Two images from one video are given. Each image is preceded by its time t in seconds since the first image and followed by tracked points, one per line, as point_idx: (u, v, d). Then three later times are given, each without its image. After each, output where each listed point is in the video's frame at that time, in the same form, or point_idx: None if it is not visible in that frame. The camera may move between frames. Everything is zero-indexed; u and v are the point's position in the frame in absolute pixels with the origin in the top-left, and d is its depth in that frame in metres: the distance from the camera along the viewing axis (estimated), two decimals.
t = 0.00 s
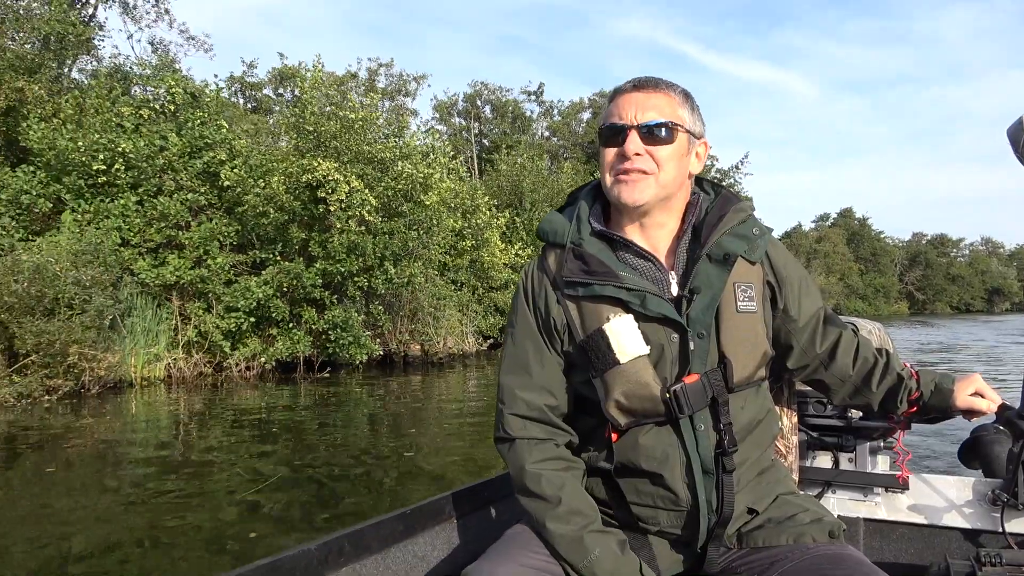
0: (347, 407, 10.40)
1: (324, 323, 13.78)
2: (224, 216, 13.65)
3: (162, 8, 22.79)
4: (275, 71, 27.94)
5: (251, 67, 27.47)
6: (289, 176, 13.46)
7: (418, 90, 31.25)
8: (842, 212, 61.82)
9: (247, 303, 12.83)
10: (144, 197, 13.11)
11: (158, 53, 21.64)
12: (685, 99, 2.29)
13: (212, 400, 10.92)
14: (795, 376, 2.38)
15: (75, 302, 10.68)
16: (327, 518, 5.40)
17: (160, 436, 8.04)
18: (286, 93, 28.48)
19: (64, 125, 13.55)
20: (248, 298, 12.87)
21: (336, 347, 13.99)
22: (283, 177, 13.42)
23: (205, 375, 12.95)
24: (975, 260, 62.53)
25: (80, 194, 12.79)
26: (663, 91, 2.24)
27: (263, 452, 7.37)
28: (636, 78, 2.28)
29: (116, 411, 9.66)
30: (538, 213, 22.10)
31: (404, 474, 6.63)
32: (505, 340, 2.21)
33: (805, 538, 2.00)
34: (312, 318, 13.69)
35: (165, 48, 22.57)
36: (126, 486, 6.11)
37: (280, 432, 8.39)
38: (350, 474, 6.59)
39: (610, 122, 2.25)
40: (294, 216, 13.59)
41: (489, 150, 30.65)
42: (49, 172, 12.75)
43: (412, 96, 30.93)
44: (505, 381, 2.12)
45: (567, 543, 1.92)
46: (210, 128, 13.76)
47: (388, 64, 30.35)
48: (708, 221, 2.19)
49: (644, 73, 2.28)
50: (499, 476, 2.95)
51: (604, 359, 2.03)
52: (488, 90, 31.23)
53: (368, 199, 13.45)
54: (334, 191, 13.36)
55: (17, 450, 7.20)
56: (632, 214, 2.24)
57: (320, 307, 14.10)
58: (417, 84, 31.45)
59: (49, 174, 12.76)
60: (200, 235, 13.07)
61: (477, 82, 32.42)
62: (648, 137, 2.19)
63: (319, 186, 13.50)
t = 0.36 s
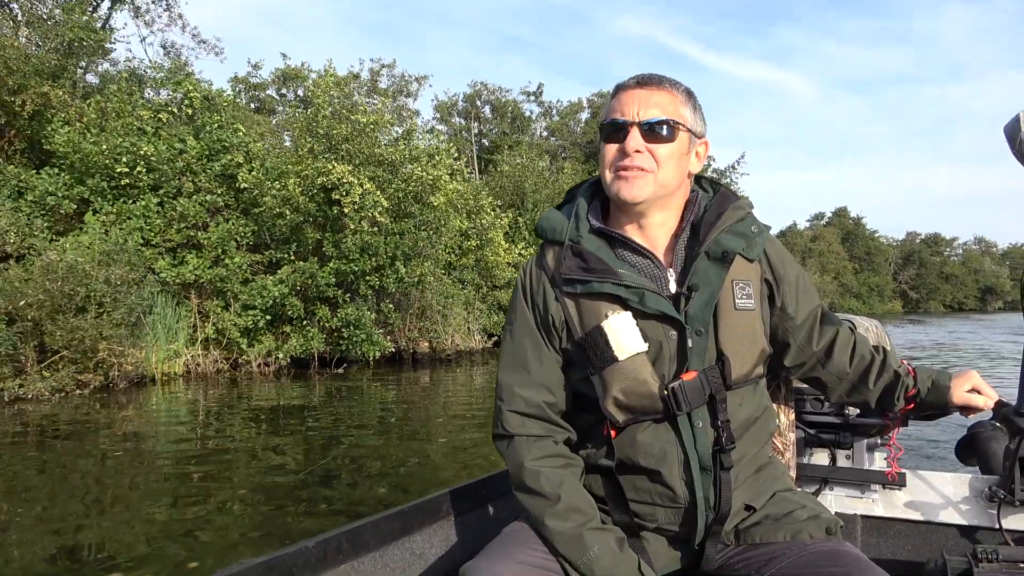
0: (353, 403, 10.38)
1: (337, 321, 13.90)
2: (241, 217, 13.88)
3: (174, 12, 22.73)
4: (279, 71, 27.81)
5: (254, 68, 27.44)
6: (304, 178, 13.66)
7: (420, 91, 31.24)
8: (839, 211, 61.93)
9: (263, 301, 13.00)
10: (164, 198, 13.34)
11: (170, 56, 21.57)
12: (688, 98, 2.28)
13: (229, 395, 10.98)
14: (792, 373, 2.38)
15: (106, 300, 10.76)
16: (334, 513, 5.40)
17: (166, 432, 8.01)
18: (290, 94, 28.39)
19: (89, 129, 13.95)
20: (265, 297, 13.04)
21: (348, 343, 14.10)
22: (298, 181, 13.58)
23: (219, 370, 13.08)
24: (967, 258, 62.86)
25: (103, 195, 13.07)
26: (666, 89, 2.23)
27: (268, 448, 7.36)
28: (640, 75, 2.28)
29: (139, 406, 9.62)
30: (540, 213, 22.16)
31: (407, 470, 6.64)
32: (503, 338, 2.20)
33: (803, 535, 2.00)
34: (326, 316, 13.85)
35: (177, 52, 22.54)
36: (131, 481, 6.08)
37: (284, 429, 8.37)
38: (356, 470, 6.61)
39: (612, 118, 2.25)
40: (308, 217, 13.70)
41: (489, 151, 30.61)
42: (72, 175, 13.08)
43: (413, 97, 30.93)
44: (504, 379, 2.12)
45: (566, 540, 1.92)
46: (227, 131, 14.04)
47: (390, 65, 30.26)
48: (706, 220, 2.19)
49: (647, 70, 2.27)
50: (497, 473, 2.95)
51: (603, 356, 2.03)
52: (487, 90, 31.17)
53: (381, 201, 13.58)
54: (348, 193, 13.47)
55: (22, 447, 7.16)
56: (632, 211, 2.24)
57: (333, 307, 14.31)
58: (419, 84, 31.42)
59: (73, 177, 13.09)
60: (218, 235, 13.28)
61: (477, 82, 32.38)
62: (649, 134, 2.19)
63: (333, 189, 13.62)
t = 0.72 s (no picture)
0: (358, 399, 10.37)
1: (351, 318, 14.15)
2: (257, 217, 14.03)
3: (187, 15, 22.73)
4: (283, 69, 27.65)
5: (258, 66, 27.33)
6: (320, 179, 13.64)
7: (421, 90, 31.14)
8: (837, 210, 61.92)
9: (280, 298, 13.23)
10: (185, 198, 13.32)
11: (183, 59, 21.48)
12: (690, 94, 2.28)
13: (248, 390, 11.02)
14: (792, 370, 2.38)
15: (135, 295, 11.12)
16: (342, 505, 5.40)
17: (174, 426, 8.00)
18: (293, 93, 28.26)
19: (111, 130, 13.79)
20: (281, 294, 13.26)
21: (361, 339, 14.32)
22: (314, 181, 13.61)
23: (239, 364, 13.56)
24: (962, 257, 63.00)
25: (125, 196, 13.03)
26: (667, 83, 2.23)
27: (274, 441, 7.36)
28: (642, 70, 2.27)
29: (155, 399, 9.84)
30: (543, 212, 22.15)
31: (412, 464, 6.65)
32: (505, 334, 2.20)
33: (804, 531, 2.00)
34: (340, 312, 14.05)
35: (188, 54, 22.47)
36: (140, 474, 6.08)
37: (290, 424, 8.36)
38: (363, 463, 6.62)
39: (614, 112, 2.24)
40: (323, 217, 13.77)
41: (490, 149, 30.52)
42: (96, 174, 12.91)
43: (415, 96, 30.82)
44: (506, 375, 2.11)
45: (568, 536, 1.92)
46: (244, 133, 14.07)
47: (392, 64, 30.14)
48: (708, 215, 2.19)
49: (649, 65, 2.27)
50: (497, 469, 2.95)
51: (605, 352, 2.03)
52: (488, 89, 31.07)
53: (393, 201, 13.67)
54: (362, 194, 13.51)
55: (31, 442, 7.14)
56: (634, 206, 2.24)
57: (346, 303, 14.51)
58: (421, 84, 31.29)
59: (96, 177, 12.93)
60: (236, 236, 13.41)
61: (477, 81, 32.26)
62: (651, 129, 2.18)
63: (346, 190, 13.62)
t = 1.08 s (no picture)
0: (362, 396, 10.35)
1: (364, 315, 14.16)
2: (273, 218, 14.04)
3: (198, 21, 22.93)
4: (285, 70, 27.60)
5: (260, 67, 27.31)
6: (335, 182, 13.88)
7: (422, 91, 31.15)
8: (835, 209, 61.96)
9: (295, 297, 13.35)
10: (203, 200, 13.41)
11: (193, 63, 21.52)
12: (690, 93, 2.28)
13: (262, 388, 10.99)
14: (791, 368, 2.38)
15: (162, 294, 11.27)
16: (349, 504, 5.41)
17: (178, 426, 7.97)
18: (296, 94, 28.22)
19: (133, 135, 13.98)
20: (297, 292, 13.45)
21: (374, 337, 14.34)
22: (327, 183, 13.86)
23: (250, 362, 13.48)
24: (958, 255, 63.07)
25: (145, 198, 13.22)
26: (668, 83, 2.23)
27: (279, 440, 7.38)
28: (643, 69, 2.27)
29: (164, 396, 9.89)
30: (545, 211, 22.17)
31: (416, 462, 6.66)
32: (504, 334, 2.20)
33: (803, 529, 2.00)
34: (353, 310, 14.02)
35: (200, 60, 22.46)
36: (145, 474, 6.07)
37: (293, 423, 8.33)
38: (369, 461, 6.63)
39: (615, 111, 2.24)
40: (335, 218, 13.92)
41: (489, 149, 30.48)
42: (117, 178, 13.15)
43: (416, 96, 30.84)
44: (504, 374, 2.11)
45: (567, 534, 1.92)
46: (259, 136, 14.28)
47: (394, 66, 30.13)
48: (707, 214, 2.19)
49: (650, 64, 2.26)
50: (497, 468, 2.95)
51: (604, 351, 2.03)
52: (488, 90, 31.13)
53: (403, 203, 13.88)
54: (374, 197, 13.74)
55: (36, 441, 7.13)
56: (633, 205, 2.23)
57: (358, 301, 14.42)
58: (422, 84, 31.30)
59: (117, 180, 13.16)
60: (252, 236, 13.48)
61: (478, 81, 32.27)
62: (652, 128, 2.18)
63: (359, 192, 13.81)
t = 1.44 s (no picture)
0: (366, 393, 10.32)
1: (374, 313, 14.44)
2: (287, 220, 14.19)
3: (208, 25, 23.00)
4: (287, 71, 27.49)
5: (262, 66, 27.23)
6: (347, 184, 14.08)
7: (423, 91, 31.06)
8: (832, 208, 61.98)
9: (309, 296, 13.62)
10: (220, 202, 13.51)
11: (204, 66, 21.44)
12: (691, 90, 2.27)
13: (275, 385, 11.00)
14: (792, 366, 2.38)
15: (186, 294, 11.35)
16: (356, 500, 5.40)
17: (179, 423, 7.91)
18: (298, 95, 28.08)
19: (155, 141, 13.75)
20: (310, 291, 13.64)
21: (383, 334, 14.67)
22: (339, 185, 14.12)
23: (264, 360, 13.77)
24: (953, 253, 63.21)
25: (164, 200, 13.26)
26: (669, 80, 2.22)
27: (283, 437, 7.35)
28: (644, 66, 2.26)
29: (174, 394, 9.93)
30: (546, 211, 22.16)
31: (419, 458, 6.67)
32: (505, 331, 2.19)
33: (805, 527, 2.00)
34: (364, 308, 14.31)
35: (209, 63, 22.32)
36: (155, 472, 6.08)
37: (296, 419, 8.29)
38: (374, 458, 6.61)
39: (616, 109, 2.23)
40: (348, 219, 14.15)
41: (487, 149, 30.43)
42: (136, 180, 13.10)
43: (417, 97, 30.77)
44: (506, 371, 2.11)
45: (568, 531, 1.92)
46: (274, 140, 14.43)
47: (396, 66, 30.01)
48: (708, 211, 2.18)
49: (651, 61, 2.26)
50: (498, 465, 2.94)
51: (605, 348, 2.02)
52: (487, 90, 31.15)
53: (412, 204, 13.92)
54: (385, 198, 13.85)
55: (41, 439, 7.08)
56: (634, 203, 2.23)
57: (369, 300, 14.71)
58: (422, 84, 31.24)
59: (136, 182, 13.13)
60: (267, 236, 13.62)
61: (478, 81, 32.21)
62: (653, 126, 2.17)
63: (371, 194, 13.93)
